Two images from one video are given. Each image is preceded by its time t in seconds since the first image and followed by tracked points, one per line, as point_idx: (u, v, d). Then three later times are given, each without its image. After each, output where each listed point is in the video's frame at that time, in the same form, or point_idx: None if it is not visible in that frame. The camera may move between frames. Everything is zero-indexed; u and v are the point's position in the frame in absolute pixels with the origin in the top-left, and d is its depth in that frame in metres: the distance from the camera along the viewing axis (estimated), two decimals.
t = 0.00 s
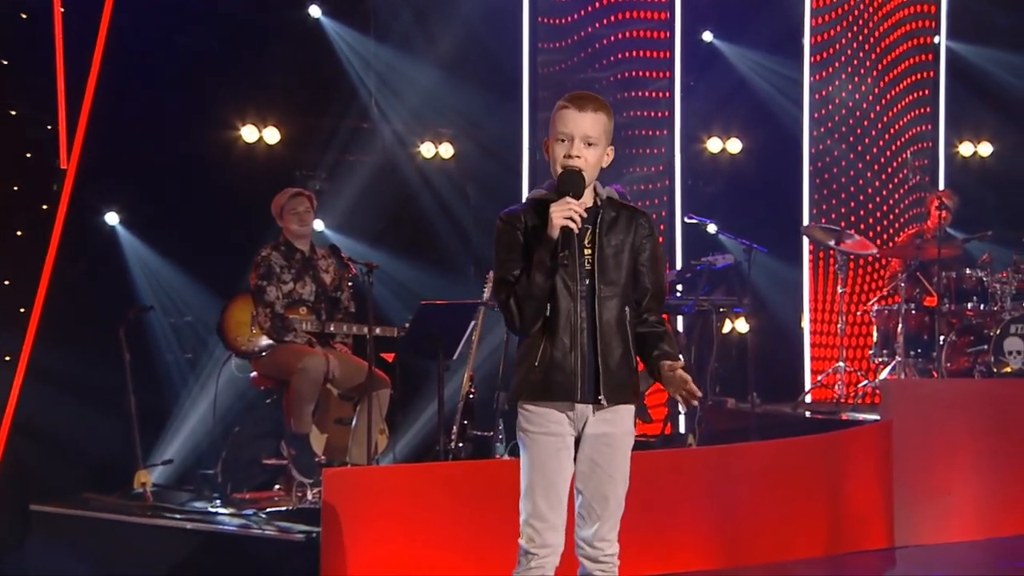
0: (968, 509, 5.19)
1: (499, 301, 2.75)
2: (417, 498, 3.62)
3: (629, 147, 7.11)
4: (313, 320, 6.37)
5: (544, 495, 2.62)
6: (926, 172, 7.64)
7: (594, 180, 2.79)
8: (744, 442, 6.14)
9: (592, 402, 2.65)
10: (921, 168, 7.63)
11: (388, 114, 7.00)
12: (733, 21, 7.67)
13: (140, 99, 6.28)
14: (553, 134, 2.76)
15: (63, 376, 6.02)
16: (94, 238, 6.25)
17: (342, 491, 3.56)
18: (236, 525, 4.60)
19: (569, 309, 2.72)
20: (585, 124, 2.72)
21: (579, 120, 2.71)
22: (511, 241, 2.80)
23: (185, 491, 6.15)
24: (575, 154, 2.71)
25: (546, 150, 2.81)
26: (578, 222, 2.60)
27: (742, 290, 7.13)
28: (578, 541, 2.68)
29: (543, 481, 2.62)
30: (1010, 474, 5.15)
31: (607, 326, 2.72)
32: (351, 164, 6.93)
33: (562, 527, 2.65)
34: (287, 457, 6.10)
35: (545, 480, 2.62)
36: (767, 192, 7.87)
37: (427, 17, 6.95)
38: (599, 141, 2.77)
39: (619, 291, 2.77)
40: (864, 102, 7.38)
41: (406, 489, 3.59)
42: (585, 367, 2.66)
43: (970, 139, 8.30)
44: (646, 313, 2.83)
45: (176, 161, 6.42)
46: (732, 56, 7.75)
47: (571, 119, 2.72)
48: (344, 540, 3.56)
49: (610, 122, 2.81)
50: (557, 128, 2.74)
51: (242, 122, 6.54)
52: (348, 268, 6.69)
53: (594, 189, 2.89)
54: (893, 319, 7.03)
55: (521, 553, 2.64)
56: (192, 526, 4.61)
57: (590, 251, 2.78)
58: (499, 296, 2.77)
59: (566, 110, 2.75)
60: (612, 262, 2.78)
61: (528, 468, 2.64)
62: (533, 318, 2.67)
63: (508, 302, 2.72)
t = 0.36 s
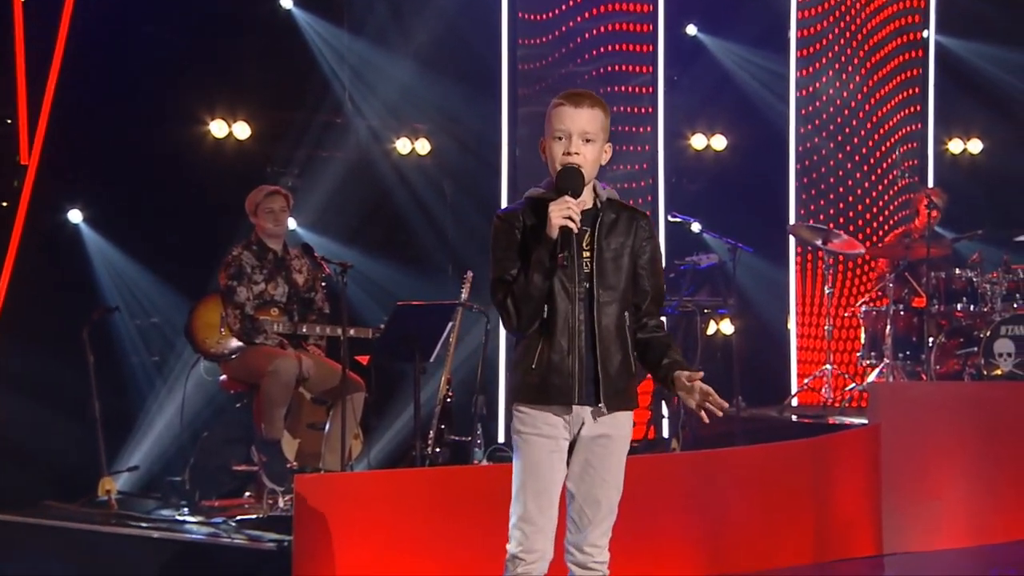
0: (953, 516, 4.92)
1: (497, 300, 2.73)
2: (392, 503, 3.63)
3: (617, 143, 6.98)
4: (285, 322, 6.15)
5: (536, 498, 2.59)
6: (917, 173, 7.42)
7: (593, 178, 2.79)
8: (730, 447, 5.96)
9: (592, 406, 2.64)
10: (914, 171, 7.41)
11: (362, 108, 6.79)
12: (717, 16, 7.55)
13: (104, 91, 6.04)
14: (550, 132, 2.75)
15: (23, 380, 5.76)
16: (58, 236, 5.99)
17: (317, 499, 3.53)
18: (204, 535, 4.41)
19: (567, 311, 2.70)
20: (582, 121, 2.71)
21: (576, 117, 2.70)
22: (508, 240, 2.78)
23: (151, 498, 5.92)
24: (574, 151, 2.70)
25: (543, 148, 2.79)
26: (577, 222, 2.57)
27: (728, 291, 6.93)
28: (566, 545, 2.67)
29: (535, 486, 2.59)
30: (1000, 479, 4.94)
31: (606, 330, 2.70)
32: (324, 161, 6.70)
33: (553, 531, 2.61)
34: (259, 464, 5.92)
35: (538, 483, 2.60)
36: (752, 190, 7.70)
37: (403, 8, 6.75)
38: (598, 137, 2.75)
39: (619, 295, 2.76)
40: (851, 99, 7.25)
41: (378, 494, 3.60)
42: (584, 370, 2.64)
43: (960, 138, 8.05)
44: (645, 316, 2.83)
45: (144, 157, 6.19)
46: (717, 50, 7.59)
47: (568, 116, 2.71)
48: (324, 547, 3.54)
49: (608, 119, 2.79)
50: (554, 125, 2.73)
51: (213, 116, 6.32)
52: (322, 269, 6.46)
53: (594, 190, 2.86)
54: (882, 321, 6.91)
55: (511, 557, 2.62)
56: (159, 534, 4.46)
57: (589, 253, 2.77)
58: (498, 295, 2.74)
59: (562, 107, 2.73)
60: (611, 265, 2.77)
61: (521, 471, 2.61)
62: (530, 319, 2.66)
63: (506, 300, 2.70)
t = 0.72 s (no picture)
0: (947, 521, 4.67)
1: (481, 297, 2.57)
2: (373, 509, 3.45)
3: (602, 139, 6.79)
4: (258, 323, 5.95)
5: (520, 504, 2.41)
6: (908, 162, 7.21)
7: (582, 174, 2.60)
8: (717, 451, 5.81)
9: (578, 409, 2.45)
10: (906, 169, 7.19)
11: (340, 103, 6.60)
12: (705, 9, 7.36)
13: (71, 84, 5.85)
14: (535, 127, 2.57)
15: None
16: (22, 234, 5.86)
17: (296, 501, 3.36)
18: (176, 542, 4.31)
19: (552, 310, 2.50)
20: (566, 112, 2.53)
21: (561, 108, 2.52)
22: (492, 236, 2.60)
23: (120, 505, 5.74)
24: (559, 144, 2.51)
25: (529, 143, 2.61)
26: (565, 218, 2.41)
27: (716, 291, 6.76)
28: (550, 552, 2.49)
29: (520, 490, 2.41)
30: (998, 491, 4.72)
31: (594, 331, 2.51)
32: (299, 157, 6.54)
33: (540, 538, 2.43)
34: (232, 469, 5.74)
35: (523, 487, 2.42)
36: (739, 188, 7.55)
37: None
38: (583, 129, 2.57)
39: (608, 295, 2.57)
40: (843, 95, 7.09)
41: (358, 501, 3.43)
42: (570, 372, 2.46)
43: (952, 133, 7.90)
44: (635, 319, 2.64)
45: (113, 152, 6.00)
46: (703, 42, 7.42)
47: (551, 109, 2.53)
48: (299, 554, 3.36)
49: (594, 111, 2.62)
50: (538, 119, 2.55)
51: (184, 110, 6.12)
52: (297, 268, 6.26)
53: (584, 185, 2.67)
54: (873, 322, 6.78)
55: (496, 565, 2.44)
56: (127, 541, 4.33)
57: (578, 250, 2.57)
58: (481, 292, 2.57)
59: (545, 100, 2.56)
60: (600, 264, 2.58)
61: (504, 475, 2.43)
62: (514, 316, 2.49)
63: (489, 297, 2.54)
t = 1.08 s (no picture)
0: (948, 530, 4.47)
1: (462, 293, 2.38)
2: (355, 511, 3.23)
3: (592, 135, 6.62)
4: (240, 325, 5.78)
5: (504, 508, 2.27)
6: (905, 157, 7.13)
7: (568, 170, 2.42)
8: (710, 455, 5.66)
9: (560, 412, 2.28)
10: (905, 169, 7.11)
11: (322, 97, 6.42)
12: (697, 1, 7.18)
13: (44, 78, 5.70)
14: (519, 123, 2.40)
15: None
16: None
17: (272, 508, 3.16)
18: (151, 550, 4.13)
19: (536, 309, 2.34)
20: (552, 106, 2.36)
21: (546, 102, 2.35)
22: (475, 233, 2.41)
23: (96, 511, 5.57)
24: (544, 139, 2.34)
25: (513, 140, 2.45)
26: (550, 213, 2.24)
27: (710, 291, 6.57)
28: (535, 559, 2.33)
29: (504, 495, 2.26)
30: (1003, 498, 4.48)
31: (579, 332, 2.35)
32: (281, 153, 6.35)
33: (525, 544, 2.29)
34: (212, 474, 5.53)
35: (507, 491, 2.27)
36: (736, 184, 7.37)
37: None
38: (570, 122, 2.40)
39: (594, 294, 2.40)
40: (842, 90, 6.97)
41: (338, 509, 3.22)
42: (553, 373, 2.30)
43: (951, 129, 7.61)
44: (620, 322, 2.47)
45: (88, 148, 5.83)
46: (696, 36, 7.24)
47: (536, 103, 2.37)
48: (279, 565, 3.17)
49: (581, 104, 2.45)
50: (522, 114, 2.38)
51: (162, 104, 5.94)
52: (280, 267, 6.07)
53: (571, 182, 2.51)
54: (870, 322, 6.64)
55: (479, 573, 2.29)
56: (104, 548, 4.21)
57: (563, 248, 2.42)
58: (463, 289, 2.39)
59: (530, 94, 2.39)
60: (586, 262, 2.42)
61: (486, 478, 2.28)
62: (497, 315, 2.31)
63: (471, 294, 2.35)
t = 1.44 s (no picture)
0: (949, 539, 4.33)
1: (436, 297, 2.23)
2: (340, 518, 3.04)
3: (587, 133, 6.48)
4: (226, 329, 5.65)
5: (483, 519, 2.14)
6: (905, 159, 6.98)
7: (546, 170, 2.30)
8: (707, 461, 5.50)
9: (531, 419, 2.16)
10: (906, 170, 6.98)
11: (310, 94, 6.28)
12: None
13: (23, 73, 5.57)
14: (500, 115, 2.27)
15: None
16: None
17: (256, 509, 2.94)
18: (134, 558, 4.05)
19: (512, 311, 2.22)
20: (537, 103, 2.23)
21: (532, 99, 2.22)
22: (450, 234, 2.27)
23: (77, 519, 5.42)
24: (523, 137, 2.21)
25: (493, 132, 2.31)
26: (527, 212, 2.10)
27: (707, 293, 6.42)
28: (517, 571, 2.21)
29: (482, 504, 2.13)
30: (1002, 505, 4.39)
31: (552, 336, 2.23)
32: (268, 152, 6.20)
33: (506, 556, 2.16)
34: (200, 479, 5.37)
35: (484, 501, 2.14)
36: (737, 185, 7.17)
37: None
38: (554, 124, 2.27)
39: (568, 297, 2.28)
40: (843, 88, 6.93)
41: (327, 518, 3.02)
42: (528, 379, 2.17)
43: (954, 128, 7.46)
44: (595, 324, 2.35)
45: (69, 145, 5.70)
46: (692, 32, 7.08)
47: (521, 97, 2.22)
48: None
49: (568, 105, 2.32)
50: (505, 106, 2.25)
51: (146, 101, 5.79)
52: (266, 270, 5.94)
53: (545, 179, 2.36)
54: (871, 326, 6.46)
55: None
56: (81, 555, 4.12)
57: (537, 248, 2.29)
58: (438, 292, 2.24)
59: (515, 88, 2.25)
60: (560, 263, 2.29)
61: (461, 488, 2.16)
62: (474, 319, 2.17)
63: (446, 297, 2.20)
